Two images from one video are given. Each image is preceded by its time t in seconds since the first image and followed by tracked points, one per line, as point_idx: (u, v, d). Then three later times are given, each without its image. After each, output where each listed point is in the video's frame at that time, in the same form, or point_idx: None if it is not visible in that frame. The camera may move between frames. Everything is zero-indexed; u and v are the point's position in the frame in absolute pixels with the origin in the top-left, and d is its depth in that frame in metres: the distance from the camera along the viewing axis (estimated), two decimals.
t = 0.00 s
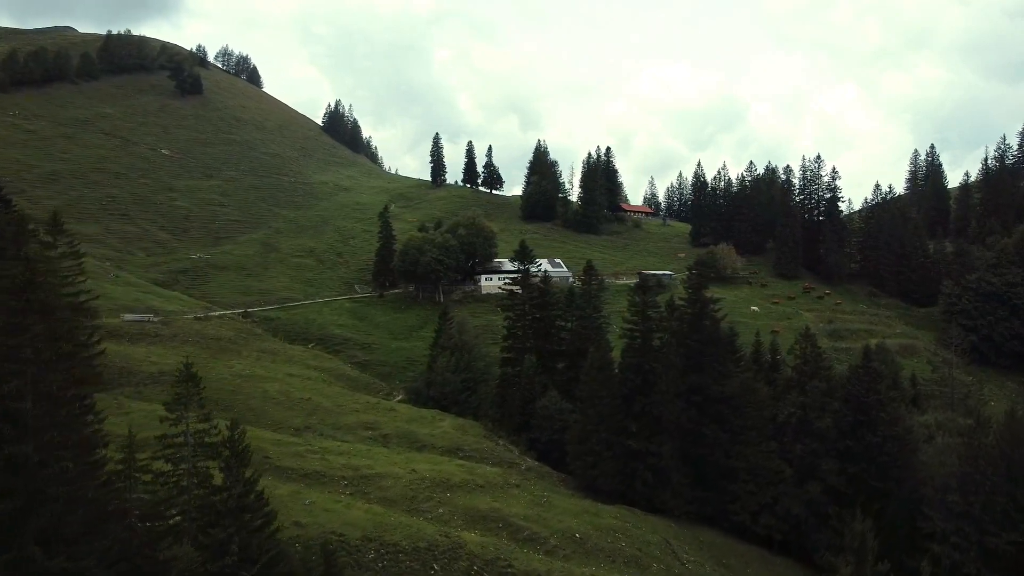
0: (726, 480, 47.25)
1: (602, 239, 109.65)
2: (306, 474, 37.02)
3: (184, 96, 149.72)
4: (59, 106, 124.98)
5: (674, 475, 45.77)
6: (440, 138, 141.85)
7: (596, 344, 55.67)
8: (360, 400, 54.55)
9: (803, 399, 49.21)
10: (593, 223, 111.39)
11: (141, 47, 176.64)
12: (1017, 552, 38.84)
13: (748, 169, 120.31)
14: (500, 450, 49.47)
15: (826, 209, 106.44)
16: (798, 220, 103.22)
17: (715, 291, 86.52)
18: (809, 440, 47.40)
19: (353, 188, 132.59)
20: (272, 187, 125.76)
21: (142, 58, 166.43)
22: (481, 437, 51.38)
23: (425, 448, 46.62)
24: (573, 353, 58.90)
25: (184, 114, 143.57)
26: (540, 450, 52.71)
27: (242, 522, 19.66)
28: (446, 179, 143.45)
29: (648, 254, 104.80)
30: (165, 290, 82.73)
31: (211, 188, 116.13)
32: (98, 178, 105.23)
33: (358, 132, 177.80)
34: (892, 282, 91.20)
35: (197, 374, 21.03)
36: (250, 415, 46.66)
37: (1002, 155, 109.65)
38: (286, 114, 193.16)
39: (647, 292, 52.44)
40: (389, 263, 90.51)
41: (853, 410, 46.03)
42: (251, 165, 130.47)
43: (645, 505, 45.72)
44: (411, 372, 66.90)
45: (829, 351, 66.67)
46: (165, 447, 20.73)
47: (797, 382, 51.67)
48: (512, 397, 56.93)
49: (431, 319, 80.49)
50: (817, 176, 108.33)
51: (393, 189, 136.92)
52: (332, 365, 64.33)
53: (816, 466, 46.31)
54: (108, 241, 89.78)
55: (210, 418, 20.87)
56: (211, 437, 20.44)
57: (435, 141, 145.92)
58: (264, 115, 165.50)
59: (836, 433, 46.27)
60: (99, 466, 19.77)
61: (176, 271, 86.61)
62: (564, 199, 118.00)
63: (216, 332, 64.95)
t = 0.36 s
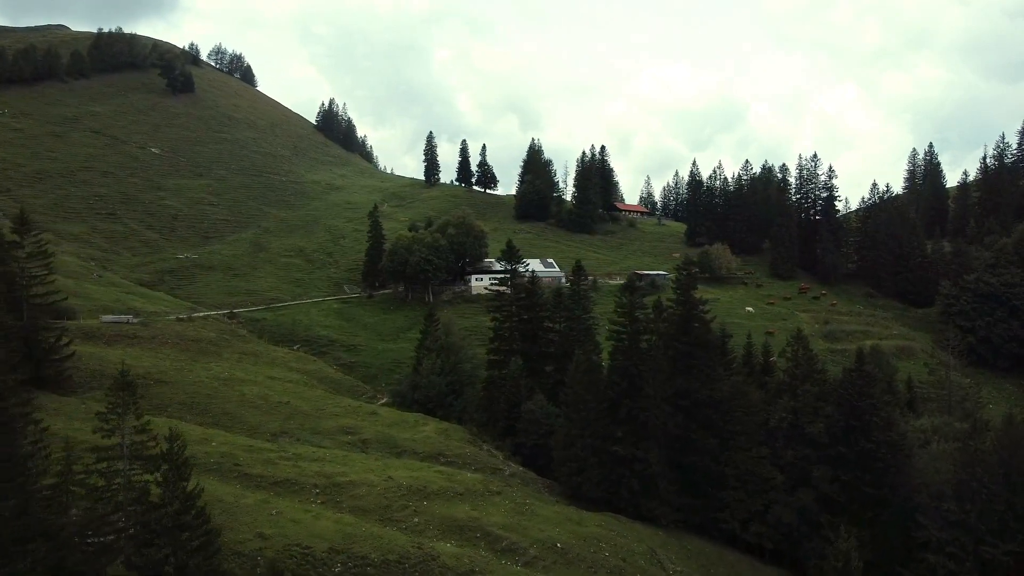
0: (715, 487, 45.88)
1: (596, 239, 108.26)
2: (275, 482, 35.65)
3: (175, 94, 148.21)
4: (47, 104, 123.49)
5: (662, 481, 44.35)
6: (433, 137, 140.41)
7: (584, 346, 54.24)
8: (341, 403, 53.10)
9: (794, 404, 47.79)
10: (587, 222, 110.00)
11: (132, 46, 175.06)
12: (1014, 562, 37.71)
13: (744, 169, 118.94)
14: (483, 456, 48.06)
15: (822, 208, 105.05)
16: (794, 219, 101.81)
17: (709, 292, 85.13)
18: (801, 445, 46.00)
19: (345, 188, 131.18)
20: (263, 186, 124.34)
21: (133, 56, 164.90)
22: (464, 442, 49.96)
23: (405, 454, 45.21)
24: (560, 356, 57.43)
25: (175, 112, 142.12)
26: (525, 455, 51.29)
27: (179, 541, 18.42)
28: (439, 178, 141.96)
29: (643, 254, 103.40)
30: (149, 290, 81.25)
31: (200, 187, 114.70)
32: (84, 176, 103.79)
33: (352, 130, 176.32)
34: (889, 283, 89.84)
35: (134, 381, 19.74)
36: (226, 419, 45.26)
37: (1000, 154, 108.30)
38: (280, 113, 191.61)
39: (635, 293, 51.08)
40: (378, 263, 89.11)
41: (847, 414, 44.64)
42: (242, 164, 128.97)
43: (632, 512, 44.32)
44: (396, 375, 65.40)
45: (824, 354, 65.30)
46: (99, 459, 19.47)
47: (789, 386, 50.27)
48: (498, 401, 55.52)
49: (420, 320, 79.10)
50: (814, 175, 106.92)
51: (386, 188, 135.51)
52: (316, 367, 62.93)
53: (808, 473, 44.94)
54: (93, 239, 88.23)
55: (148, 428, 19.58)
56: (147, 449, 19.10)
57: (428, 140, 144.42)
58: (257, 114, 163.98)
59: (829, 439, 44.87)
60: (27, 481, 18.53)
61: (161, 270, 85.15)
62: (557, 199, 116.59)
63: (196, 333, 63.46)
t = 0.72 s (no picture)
0: (703, 493, 44.58)
1: (589, 239, 106.96)
2: (242, 490, 34.33)
3: (166, 93, 146.93)
4: (35, 103, 122.30)
5: (647, 487, 43.05)
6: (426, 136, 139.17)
7: (570, 347, 52.96)
8: (320, 406, 51.80)
9: (783, 407, 46.52)
10: (580, 222, 108.71)
11: (125, 45, 173.90)
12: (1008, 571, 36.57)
13: (739, 167, 117.68)
14: (464, 460, 46.75)
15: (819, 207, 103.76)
16: (789, 219, 100.50)
17: (702, 292, 83.89)
18: (791, 450, 44.68)
19: (338, 187, 130.02)
20: (254, 185, 123.14)
21: (125, 54, 163.65)
22: (446, 446, 48.67)
23: (383, 459, 43.89)
24: (546, 357, 56.16)
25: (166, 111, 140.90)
26: (509, 459, 49.99)
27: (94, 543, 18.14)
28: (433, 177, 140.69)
29: (636, 253, 102.15)
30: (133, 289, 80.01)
31: (189, 186, 113.48)
32: (71, 175, 102.57)
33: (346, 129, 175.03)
34: (885, 283, 88.58)
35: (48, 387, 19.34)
36: (199, 423, 43.92)
37: (999, 152, 107.00)
38: (273, 112, 190.24)
39: (621, 293, 49.81)
40: (367, 262, 87.84)
41: (837, 418, 43.29)
42: (233, 163, 127.63)
43: (616, 519, 43.04)
44: (381, 377, 64.10)
45: (817, 355, 64.00)
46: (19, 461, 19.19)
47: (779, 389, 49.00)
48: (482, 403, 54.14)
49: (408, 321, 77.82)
50: (809, 174, 105.63)
51: (378, 188, 134.23)
52: (299, 369, 61.68)
53: (797, 478, 43.67)
54: (78, 238, 87.05)
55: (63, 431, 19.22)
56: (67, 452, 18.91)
57: (422, 139, 143.09)
58: (249, 112, 162.64)
59: (819, 443, 43.56)
60: None
61: (145, 270, 83.83)
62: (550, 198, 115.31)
63: (176, 334, 62.10)
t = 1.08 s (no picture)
0: (688, 499, 43.26)
1: (582, 239, 105.64)
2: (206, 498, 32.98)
3: (156, 92, 145.60)
4: (22, 101, 120.80)
5: (631, 494, 41.72)
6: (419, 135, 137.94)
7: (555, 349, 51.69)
8: (298, 410, 50.50)
9: (772, 412, 45.22)
10: (573, 221, 107.41)
11: (116, 43, 172.39)
12: None
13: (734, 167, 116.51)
14: (444, 466, 45.43)
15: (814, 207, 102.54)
16: (784, 219, 99.26)
17: (694, 293, 82.59)
18: (780, 456, 43.35)
19: (329, 187, 128.70)
20: (244, 184, 121.80)
21: (116, 53, 162.26)
22: (426, 451, 47.36)
23: (358, 465, 42.59)
24: (531, 360, 54.96)
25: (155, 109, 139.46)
26: (491, 465, 48.66)
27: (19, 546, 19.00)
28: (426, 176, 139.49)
29: (629, 253, 100.86)
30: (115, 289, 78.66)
31: (177, 185, 112.09)
32: (56, 173, 101.15)
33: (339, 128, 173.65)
34: (880, 283, 87.36)
35: None
36: (170, 428, 42.60)
37: (995, 152, 105.87)
38: (266, 111, 188.80)
39: (605, 294, 48.58)
40: (354, 263, 86.54)
41: (827, 423, 41.95)
42: (223, 162, 126.30)
43: (599, 527, 41.72)
44: (365, 379, 62.85)
45: (809, 357, 62.83)
46: None
47: (768, 393, 47.71)
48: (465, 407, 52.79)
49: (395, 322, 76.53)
50: (804, 173, 104.41)
51: (370, 187, 132.91)
52: (280, 371, 60.32)
53: (785, 485, 42.39)
54: (61, 237, 85.64)
55: None
56: None
57: (414, 139, 141.87)
58: (241, 111, 161.26)
59: (808, 449, 42.19)
60: None
61: (128, 270, 82.44)
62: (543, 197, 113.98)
63: (155, 336, 60.75)
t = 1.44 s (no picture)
0: (674, 506, 42.04)
1: (576, 238, 104.50)
2: (170, 507, 31.87)
3: (148, 91, 144.41)
4: (11, 101, 119.55)
5: (615, 501, 40.46)
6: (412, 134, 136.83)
7: (539, 351, 50.56)
8: (277, 414, 49.30)
9: (760, 416, 43.66)
10: (567, 221, 106.25)
11: (108, 43, 171.20)
12: None
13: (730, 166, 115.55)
14: (424, 472, 44.22)
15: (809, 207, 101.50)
16: (780, 218, 98.20)
17: (687, 294, 81.46)
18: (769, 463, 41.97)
19: (321, 187, 127.58)
20: (235, 184, 120.58)
21: (108, 52, 161.07)
22: (406, 456, 46.15)
23: (335, 472, 41.36)
24: (517, 362, 53.87)
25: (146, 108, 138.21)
26: (474, 470, 47.48)
27: None
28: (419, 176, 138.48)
29: (623, 254, 99.75)
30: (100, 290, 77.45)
31: (167, 184, 110.89)
32: (44, 172, 99.94)
33: (333, 127, 172.44)
34: (876, 284, 86.26)
35: None
36: (142, 432, 41.39)
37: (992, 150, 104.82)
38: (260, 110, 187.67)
39: (590, 295, 47.22)
40: (343, 263, 85.40)
41: (817, 429, 40.52)
42: (214, 161, 125.30)
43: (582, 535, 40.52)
44: (349, 381, 61.75)
45: (801, 360, 61.67)
46: None
47: (758, 396, 46.47)
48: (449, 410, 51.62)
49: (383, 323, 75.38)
50: (800, 173, 103.34)
51: (363, 187, 131.74)
52: (262, 374, 59.10)
53: (773, 492, 40.38)
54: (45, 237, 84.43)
55: None
56: None
57: (408, 138, 140.78)
58: (234, 111, 160.06)
59: (798, 455, 40.38)
60: None
61: (114, 270, 81.20)
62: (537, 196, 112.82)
63: (135, 337, 59.52)
